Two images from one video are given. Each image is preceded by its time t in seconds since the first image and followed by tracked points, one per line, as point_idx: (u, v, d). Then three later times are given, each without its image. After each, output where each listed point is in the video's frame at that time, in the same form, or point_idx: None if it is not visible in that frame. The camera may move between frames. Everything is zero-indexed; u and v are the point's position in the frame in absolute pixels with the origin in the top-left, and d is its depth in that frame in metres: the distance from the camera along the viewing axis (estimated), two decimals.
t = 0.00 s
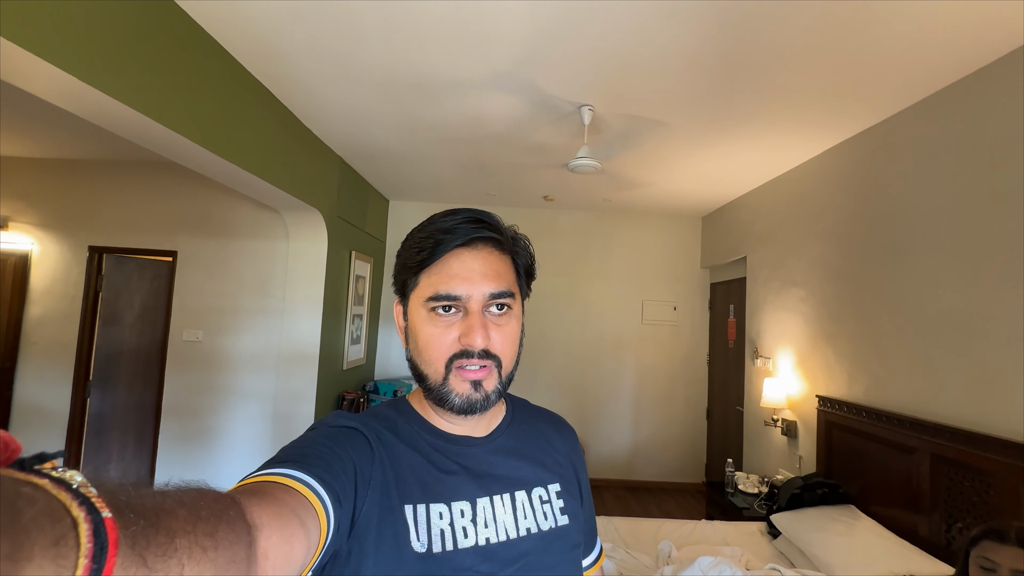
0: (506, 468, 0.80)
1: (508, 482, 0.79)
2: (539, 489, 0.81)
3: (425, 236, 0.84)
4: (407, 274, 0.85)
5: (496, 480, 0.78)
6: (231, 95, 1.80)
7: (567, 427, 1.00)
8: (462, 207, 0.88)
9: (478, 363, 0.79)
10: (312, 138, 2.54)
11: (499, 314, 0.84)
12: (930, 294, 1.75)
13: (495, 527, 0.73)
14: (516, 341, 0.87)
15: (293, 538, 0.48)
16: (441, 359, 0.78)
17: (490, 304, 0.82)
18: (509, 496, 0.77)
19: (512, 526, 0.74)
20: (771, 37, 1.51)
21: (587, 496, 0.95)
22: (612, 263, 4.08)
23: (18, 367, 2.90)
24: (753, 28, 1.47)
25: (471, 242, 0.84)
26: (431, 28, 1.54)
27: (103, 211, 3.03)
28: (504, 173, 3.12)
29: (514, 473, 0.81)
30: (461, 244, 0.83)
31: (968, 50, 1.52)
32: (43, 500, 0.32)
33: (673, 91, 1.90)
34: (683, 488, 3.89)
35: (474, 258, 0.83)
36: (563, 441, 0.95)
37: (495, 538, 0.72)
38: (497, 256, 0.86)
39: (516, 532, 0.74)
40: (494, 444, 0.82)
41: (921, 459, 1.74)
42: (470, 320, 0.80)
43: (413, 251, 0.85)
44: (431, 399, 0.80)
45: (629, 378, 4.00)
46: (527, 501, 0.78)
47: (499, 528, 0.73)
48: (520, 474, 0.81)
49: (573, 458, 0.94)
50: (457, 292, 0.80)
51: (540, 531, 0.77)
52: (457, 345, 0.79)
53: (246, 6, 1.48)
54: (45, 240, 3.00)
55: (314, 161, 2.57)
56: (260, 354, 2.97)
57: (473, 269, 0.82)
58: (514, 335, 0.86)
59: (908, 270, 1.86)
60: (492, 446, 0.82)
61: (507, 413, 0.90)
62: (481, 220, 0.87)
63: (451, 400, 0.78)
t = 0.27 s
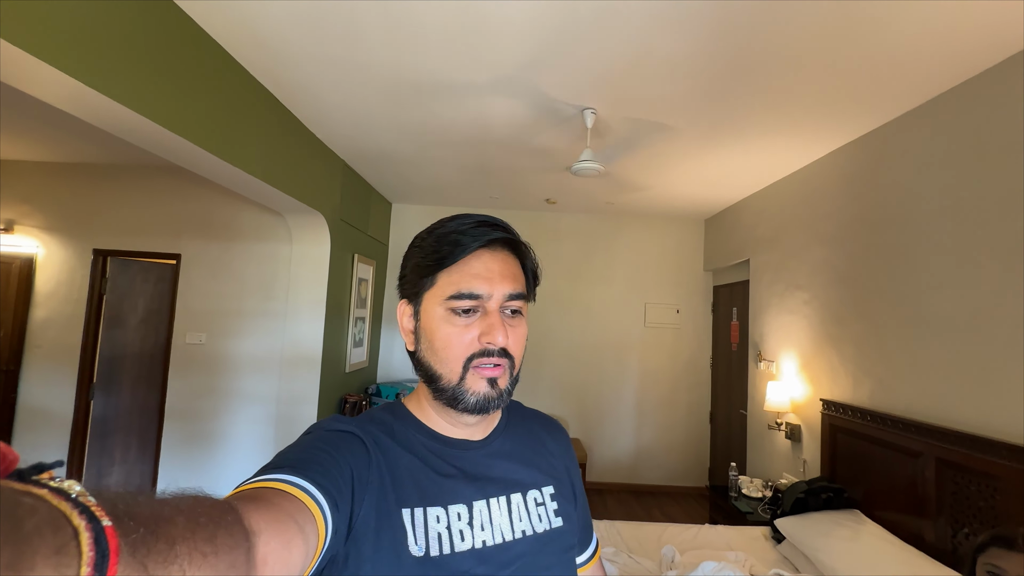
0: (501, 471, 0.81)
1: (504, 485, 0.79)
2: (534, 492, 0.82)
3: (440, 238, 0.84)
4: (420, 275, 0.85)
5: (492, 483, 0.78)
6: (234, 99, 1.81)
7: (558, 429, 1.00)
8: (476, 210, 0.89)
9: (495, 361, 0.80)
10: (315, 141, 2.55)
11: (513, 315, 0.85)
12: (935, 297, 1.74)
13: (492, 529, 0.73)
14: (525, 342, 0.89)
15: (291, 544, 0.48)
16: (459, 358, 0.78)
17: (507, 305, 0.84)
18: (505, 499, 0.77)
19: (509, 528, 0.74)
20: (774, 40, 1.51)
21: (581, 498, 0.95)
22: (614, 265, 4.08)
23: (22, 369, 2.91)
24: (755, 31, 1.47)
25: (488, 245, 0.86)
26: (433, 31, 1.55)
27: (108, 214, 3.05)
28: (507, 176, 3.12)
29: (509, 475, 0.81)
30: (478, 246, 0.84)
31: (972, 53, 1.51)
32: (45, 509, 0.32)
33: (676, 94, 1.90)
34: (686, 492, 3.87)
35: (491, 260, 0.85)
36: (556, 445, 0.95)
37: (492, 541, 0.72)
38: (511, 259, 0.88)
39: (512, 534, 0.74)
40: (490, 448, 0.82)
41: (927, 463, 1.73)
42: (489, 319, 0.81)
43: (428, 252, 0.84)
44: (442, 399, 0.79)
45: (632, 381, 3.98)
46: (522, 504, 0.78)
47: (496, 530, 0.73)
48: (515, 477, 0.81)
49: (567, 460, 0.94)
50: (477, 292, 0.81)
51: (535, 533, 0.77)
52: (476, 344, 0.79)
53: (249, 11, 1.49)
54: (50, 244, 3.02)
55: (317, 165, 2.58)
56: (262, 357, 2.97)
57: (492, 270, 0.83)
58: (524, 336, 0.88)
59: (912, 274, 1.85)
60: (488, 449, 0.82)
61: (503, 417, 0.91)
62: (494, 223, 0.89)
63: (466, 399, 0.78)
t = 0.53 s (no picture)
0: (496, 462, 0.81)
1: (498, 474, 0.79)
2: (526, 481, 0.82)
3: (460, 234, 0.85)
4: (434, 266, 0.85)
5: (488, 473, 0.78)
6: (234, 99, 1.81)
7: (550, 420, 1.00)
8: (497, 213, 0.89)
9: (494, 360, 0.80)
10: (315, 141, 2.54)
11: (517, 319, 0.86)
12: (935, 296, 1.74)
13: (489, 519, 0.74)
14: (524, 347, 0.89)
15: (282, 540, 0.48)
16: (460, 352, 0.79)
17: (514, 308, 0.84)
18: (499, 489, 0.78)
19: (503, 517, 0.75)
20: (774, 39, 1.51)
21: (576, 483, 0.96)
22: (614, 265, 4.08)
23: (22, 369, 2.91)
24: (755, 31, 1.47)
25: (505, 248, 0.86)
26: (434, 32, 1.55)
27: (108, 214, 3.05)
28: (507, 176, 3.12)
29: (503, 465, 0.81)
30: (495, 248, 0.85)
31: (971, 52, 1.51)
32: (45, 494, 0.32)
33: (676, 94, 1.90)
34: (686, 492, 3.86)
35: (505, 263, 0.85)
36: (548, 435, 0.96)
37: (489, 530, 0.73)
38: (524, 265, 0.88)
39: (507, 523, 0.75)
40: (483, 441, 0.83)
41: (927, 462, 1.72)
42: (495, 319, 0.81)
43: (446, 245, 0.85)
44: (437, 389, 0.79)
45: (632, 380, 3.98)
46: (515, 493, 0.79)
47: (492, 520, 0.74)
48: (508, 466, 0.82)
49: (559, 448, 0.95)
50: (488, 291, 0.81)
51: (530, 520, 0.78)
52: (479, 340, 0.79)
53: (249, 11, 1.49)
54: (50, 244, 3.02)
55: (317, 164, 2.58)
56: (262, 357, 2.97)
57: (506, 272, 0.84)
58: (524, 341, 0.88)
59: (912, 273, 1.85)
60: (482, 442, 0.82)
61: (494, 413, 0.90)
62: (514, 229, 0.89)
63: (461, 392, 0.78)
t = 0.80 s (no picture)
0: (494, 464, 0.81)
1: (495, 477, 0.79)
2: (520, 484, 0.81)
3: (451, 240, 0.84)
4: (426, 273, 0.84)
5: (485, 476, 0.78)
6: (237, 102, 1.81)
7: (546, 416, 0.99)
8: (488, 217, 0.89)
9: (490, 365, 0.80)
10: (318, 143, 2.55)
11: (511, 323, 0.86)
12: (940, 297, 1.73)
13: (489, 522, 0.73)
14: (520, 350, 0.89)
15: (287, 543, 0.48)
16: (456, 358, 0.79)
17: (508, 313, 0.84)
18: (497, 492, 0.77)
19: (500, 520, 0.75)
20: (776, 40, 1.50)
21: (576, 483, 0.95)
22: (617, 267, 4.07)
23: (27, 371, 2.93)
24: (758, 31, 1.46)
25: (497, 253, 0.86)
26: (436, 34, 1.55)
27: (112, 216, 3.07)
28: (509, 178, 3.12)
29: (500, 467, 0.81)
30: (488, 254, 0.84)
31: (975, 53, 1.51)
32: (46, 504, 0.32)
33: (679, 95, 1.89)
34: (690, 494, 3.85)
35: (498, 268, 0.85)
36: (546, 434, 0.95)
37: (488, 533, 0.73)
38: (517, 269, 0.88)
39: (505, 526, 0.75)
40: (481, 443, 0.82)
41: (933, 465, 1.71)
42: (489, 325, 0.81)
43: (437, 252, 0.84)
44: (434, 395, 0.79)
45: (635, 382, 3.97)
46: (511, 496, 0.78)
47: (491, 523, 0.74)
48: (506, 469, 0.81)
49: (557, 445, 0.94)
50: (481, 297, 0.81)
51: (527, 522, 0.77)
52: (474, 347, 0.80)
53: (252, 13, 1.50)
54: (55, 246, 3.03)
55: (320, 166, 2.59)
56: (266, 359, 2.98)
57: (499, 279, 0.83)
58: (519, 344, 0.88)
59: (917, 274, 1.84)
60: (480, 444, 0.82)
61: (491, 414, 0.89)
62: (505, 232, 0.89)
63: (458, 398, 0.78)
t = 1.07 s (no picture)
0: (496, 463, 0.80)
1: (496, 476, 0.79)
2: (524, 482, 0.81)
3: (416, 234, 0.86)
4: (400, 272, 0.87)
5: (486, 475, 0.78)
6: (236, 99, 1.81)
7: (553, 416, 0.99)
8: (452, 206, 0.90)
9: (474, 351, 0.79)
10: (318, 140, 2.55)
11: (492, 306, 0.84)
12: (940, 294, 1.73)
13: (488, 521, 0.74)
14: (509, 333, 0.87)
15: (281, 543, 0.48)
16: (437, 349, 0.79)
17: (484, 296, 0.83)
18: (498, 490, 0.77)
19: (501, 519, 0.75)
20: (776, 37, 1.50)
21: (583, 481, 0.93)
22: (617, 264, 4.07)
23: (29, 370, 2.94)
24: (758, 28, 1.46)
25: (463, 238, 0.86)
26: (435, 30, 1.55)
27: (113, 214, 3.07)
28: (509, 175, 3.12)
29: (502, 465, 0.81)
30: (453, 239, 0.85)
31: (975, 50, 1.50)
32: (37, 503, 0.32)
33: (679, 91, 1.89)
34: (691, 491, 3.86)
35: (466, 253, 0.85)
36: (551, 432, 0.94)
37: (487, 532, 0.73)
38: (488, 250, 0.88)
39: (505, 525, 0.75)
40: (483, 440, 0.82)
41: (933, 462, 1.71)
42: (464, 310, 0.80)
43: (406, 248, 0.87)
44: (425, 390, 0.79)
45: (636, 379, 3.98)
46: (514, 494, 0.78)
47: (491, 522, 0.74)
48: (507, 467, 0.81)
49: (562, 442, 0.92)
50: (452, 284, 0.81)
51: (528, 522, 0.77)
52: (453, 334, 0.79)
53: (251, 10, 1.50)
54: (56, 244, 3.04)
55: (320, 163, 2.58)
56: (267, 356, 2.99)
57: (467, 262, 0.84)
58: (507, 327, 0.86)
59: (918, 271, 1.83)
60: (482, 442, 0.82)
61: (491, 409, 0.89)
62: (471, 217, 0.89)
63: (446, 389, 0.77)
